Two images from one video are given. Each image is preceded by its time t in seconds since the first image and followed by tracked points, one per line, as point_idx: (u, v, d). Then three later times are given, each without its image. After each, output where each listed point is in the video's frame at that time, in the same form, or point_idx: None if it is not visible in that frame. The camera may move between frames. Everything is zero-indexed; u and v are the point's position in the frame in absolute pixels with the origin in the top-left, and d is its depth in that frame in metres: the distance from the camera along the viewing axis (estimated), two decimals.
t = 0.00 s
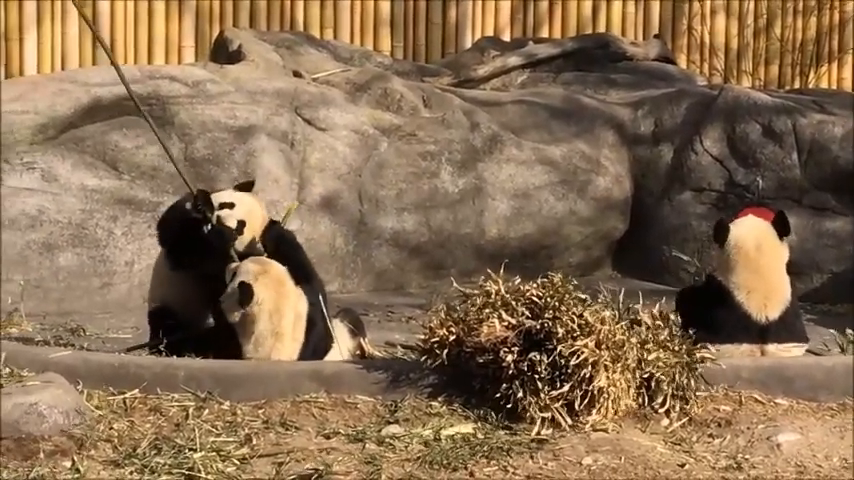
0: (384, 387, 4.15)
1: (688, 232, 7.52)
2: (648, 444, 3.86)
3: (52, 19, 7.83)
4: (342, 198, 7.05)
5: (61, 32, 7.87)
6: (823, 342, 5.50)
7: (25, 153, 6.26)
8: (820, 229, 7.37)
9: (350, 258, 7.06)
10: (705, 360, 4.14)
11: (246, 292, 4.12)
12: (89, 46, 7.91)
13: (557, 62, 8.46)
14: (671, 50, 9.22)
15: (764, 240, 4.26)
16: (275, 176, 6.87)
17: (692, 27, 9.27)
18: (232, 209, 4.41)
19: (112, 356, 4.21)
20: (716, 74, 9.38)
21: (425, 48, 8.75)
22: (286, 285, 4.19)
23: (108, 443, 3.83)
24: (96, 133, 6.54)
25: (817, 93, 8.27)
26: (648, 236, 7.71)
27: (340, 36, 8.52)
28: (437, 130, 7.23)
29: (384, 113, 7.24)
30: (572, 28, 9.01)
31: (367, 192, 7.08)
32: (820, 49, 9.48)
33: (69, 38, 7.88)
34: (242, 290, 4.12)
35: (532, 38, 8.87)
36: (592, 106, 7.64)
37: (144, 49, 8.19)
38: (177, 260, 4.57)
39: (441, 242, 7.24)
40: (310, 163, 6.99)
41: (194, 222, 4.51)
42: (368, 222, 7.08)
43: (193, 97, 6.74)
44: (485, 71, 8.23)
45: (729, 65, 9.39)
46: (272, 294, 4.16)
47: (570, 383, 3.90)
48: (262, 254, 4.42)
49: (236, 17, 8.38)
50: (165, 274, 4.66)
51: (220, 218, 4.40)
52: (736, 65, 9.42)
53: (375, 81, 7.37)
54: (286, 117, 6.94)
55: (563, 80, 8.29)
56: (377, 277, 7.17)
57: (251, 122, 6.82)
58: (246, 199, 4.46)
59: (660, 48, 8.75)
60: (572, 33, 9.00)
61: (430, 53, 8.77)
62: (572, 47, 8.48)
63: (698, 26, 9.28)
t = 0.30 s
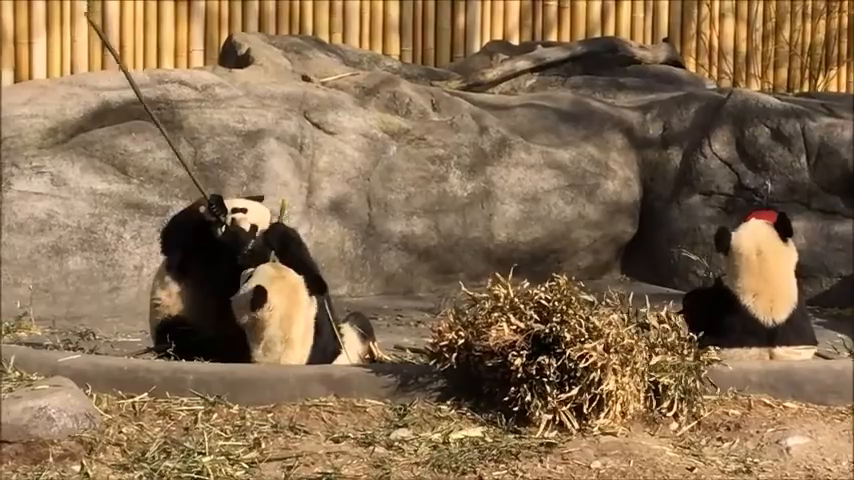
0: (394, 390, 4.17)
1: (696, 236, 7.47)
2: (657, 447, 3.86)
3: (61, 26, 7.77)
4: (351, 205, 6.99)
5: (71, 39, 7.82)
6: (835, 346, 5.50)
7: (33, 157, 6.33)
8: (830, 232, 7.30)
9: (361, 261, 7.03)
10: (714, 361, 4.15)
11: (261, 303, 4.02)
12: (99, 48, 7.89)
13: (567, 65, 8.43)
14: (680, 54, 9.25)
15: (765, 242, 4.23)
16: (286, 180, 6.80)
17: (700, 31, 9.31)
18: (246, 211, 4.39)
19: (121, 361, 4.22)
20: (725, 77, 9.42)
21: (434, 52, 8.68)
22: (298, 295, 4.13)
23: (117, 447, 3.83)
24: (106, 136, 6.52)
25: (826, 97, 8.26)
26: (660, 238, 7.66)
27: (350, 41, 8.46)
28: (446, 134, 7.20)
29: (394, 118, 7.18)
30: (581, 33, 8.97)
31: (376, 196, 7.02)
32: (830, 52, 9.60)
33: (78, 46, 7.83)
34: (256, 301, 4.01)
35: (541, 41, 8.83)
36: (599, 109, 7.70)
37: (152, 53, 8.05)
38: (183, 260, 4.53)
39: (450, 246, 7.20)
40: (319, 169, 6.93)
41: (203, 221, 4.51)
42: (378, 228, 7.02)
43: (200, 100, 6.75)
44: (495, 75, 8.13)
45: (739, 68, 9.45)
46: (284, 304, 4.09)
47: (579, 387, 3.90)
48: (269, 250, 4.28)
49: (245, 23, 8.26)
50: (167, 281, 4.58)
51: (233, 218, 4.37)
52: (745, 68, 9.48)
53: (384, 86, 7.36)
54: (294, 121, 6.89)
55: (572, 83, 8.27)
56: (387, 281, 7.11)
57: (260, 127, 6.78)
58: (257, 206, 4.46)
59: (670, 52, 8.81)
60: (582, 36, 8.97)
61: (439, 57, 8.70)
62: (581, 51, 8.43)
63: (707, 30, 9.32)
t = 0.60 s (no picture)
0: (398, 392, 4.17)
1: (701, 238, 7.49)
2: (662, 450, 3.85)
3: (67, 26, 7.70)
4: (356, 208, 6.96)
5: (75, 39, 7.75)
6: (839, 349, 5.52)
7: (38, 159, 6.32)
8: (833, 234, 7.37)
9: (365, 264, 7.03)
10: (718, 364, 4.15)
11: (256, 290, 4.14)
12: (102, 51, 7.85)
13: (571, 68, 8.43)
14: (685, 56, 9.25)
15: (768, 244, 4.22)
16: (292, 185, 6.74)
17: (705, 34, 9.27)
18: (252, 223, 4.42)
19: (126, 363, 4.24)
20: (730, 80, 9.40)
21: (438, 54, 8.67)
22: (299, 292, 4.16)
23: (121, 449, 3.85)
24: (111, 139, 6.61)
25: (829, 99, 8.26)
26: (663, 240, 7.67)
27: (354, 43, 8.41)
28: (450, 136, 7.19)
29: (397, 120, 7.18)
30: (585, 35, 9.00)
31: (381, 198, 7.01)
32: (834, 54, 9.62)
33: (83, 46, 7.77)
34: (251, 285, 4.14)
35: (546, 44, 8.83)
36: (603, 111, 7.67)
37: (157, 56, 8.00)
38: (188, 265, 4.54)
39: (455, 248, 7.20)
40: (323, 171, 6.89)
41: (206, 230, 4.50)
42: (382, 230, 7.02)
43: (205, 103, 6.71)
44: (500, 77, 8.11)
45: (743, 71, 9.45)
46: (282, 297, 4.14)
47: (583, 389, 3.89)
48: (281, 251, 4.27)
49: (249, 24, 8.20)
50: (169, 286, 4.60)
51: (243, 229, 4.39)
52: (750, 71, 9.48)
53: (389, 87, 7.36)
54: (299, 123, 6.86)
55: (576, 85, 8.25)
56: (391, 283, 7.12)
57: (265, 129, 6.76)
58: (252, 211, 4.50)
59: (674, 54, 8.83)
60: (586, 38, 9.01)
61: (443, 59, 8.69)
62: (586, 53, 8.43)
63: (711, 32, 9.28)
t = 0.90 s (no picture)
0: (398, 394, 4.17)
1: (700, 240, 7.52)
2: (661, 452, 3.85)
3: (66, 28, 7.72)
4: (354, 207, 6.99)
5: (75, 40, 7.77)
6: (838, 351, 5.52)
7: (39, 161, 6.33)
8: (833, 236, 7.38)
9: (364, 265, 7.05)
10: (719, 367, 4.14)
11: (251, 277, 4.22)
12: (102, 53, 7.85)
13: (571, 70, 8.42)
14: (684, 58, 9.26)
15: (769, 246, 4.23)
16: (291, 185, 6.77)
17: (705, 36, 9.28)
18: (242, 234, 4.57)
19: (125, 364, 4.23)
20: (730, 81, 9.37)
21: (439, 56, 8.66)
22: (296, 282, 4.19)
23: (121, 450, 3.84)
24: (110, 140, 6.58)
25: (828, 101, 8.27)
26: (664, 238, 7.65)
27: (354, 45, 8.40)
28: (450, 138, 7.17)
29: (397, 121, 7.16)
30: (585, 37, 9.01)
31: (381, 201, 7.01)
32: (834, 56, 9.64)
33: (83, 48, 7.79)
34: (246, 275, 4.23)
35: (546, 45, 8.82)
36: (603, 114, 7.64)
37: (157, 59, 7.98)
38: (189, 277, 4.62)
39: (455, 250, 7.20)
40: (323, 172, 6.90)
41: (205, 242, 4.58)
42: (382, 232, 7.03)
43: (205, 105, 6.69)
44: (500, 79, 8.11)
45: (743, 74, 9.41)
46: (280, 284, 4.18)
47: (583, 391, 3.89)
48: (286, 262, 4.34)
49: (249, 27, 8.21)
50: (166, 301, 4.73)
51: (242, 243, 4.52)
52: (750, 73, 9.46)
53: (389, 90, 7.30)
54: (298, 125, 6.82)
55: (576, 87, 8.23)
56: (391, 285, 7.14)
57: (265, 131, 6.72)
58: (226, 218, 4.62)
59: (674, 56, 8.76)
60: (586, 41, 9.01)
61: (443, 61, 8.69)
62: (586, 55, 8.45)
63: (711, 34, 9.29)
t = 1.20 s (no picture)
0: (401, 398, 4.17)
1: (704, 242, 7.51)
2: (664, 455, 3.86)
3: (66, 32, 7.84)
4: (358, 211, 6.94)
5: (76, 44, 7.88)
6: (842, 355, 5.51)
7: (41, 165, 6.39)
8: (836, 238, 7.38)
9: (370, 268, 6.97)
10: (722, 370, 4.14)
11: (242, 270, 4.22)
12: (104, 57, 7.93)
13: (574, 73, 8.40)
14: (686, 60, 9.24)
15: (772, 248, 4.23)
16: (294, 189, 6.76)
17: (707, 38, 9.28)
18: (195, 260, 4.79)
19: (128, 368, 4.22)
20: (732, 84, 9.38)
21: (441, 59, 8.69)
22: (285, 270, 4.20)
23: (124, 454, 3.85)
24: (113, 144, 6.58)
25: (830, 104, 8.26)
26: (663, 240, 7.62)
27: (356, 48, 8.45)
28: (452, 140, 7.16)
29: (400, 124, 7.16)
30: (588, 39, 8.98)
31: (383, 203, 6.97)
32: (837, 59, 9.51)
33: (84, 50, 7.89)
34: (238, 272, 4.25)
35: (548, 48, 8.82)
36: (607, 117, 7.62)
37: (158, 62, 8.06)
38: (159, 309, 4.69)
39: (457, 253, 7.16)
40: (326, 175, 6.86)
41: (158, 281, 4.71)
42: (384, 234, 6.98)
43: (208, 108, 6.70)
44: (503, 81, 8.18)
45: (746, 75, 9.42)
46: (272, 273, 4.19)
47: (587, 395, 3.89)
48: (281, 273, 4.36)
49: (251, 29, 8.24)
50: (133, 337, 4.76)
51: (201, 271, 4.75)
52: (752, 76, 9.45)
53: (391, 92, 7.25)
54: (301, 128, 6.83)
55: (579, 89, 8.23)
56: (394, 288, 7.10)
57: (267, 134, 6.73)
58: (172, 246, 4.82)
59: (678, 58, 8.68)
60: (588, 42, 8.98)
61: (445, 63, 8.71)
62: (588, 58, 8.43)
63: (714, 36, 9.32)
